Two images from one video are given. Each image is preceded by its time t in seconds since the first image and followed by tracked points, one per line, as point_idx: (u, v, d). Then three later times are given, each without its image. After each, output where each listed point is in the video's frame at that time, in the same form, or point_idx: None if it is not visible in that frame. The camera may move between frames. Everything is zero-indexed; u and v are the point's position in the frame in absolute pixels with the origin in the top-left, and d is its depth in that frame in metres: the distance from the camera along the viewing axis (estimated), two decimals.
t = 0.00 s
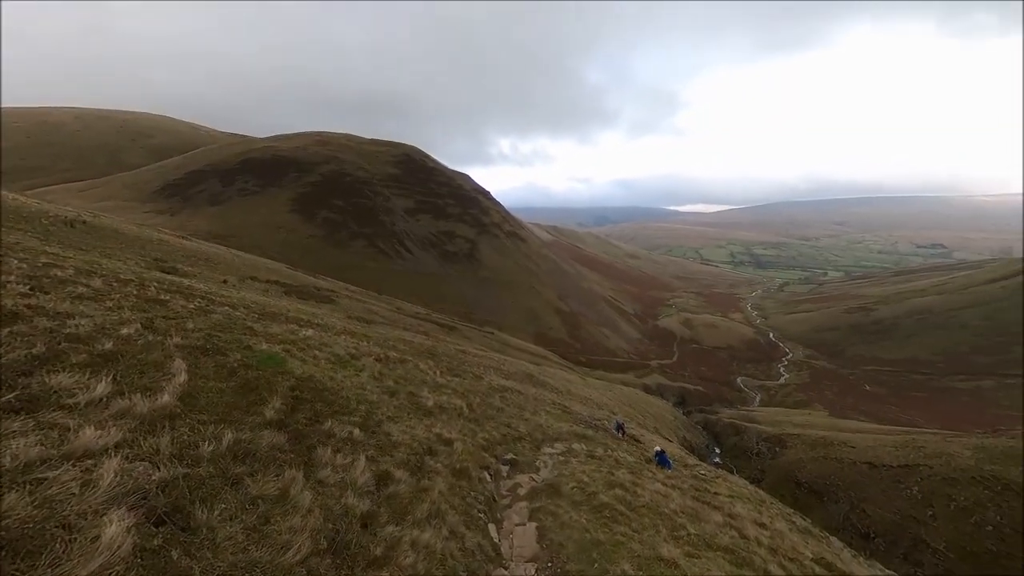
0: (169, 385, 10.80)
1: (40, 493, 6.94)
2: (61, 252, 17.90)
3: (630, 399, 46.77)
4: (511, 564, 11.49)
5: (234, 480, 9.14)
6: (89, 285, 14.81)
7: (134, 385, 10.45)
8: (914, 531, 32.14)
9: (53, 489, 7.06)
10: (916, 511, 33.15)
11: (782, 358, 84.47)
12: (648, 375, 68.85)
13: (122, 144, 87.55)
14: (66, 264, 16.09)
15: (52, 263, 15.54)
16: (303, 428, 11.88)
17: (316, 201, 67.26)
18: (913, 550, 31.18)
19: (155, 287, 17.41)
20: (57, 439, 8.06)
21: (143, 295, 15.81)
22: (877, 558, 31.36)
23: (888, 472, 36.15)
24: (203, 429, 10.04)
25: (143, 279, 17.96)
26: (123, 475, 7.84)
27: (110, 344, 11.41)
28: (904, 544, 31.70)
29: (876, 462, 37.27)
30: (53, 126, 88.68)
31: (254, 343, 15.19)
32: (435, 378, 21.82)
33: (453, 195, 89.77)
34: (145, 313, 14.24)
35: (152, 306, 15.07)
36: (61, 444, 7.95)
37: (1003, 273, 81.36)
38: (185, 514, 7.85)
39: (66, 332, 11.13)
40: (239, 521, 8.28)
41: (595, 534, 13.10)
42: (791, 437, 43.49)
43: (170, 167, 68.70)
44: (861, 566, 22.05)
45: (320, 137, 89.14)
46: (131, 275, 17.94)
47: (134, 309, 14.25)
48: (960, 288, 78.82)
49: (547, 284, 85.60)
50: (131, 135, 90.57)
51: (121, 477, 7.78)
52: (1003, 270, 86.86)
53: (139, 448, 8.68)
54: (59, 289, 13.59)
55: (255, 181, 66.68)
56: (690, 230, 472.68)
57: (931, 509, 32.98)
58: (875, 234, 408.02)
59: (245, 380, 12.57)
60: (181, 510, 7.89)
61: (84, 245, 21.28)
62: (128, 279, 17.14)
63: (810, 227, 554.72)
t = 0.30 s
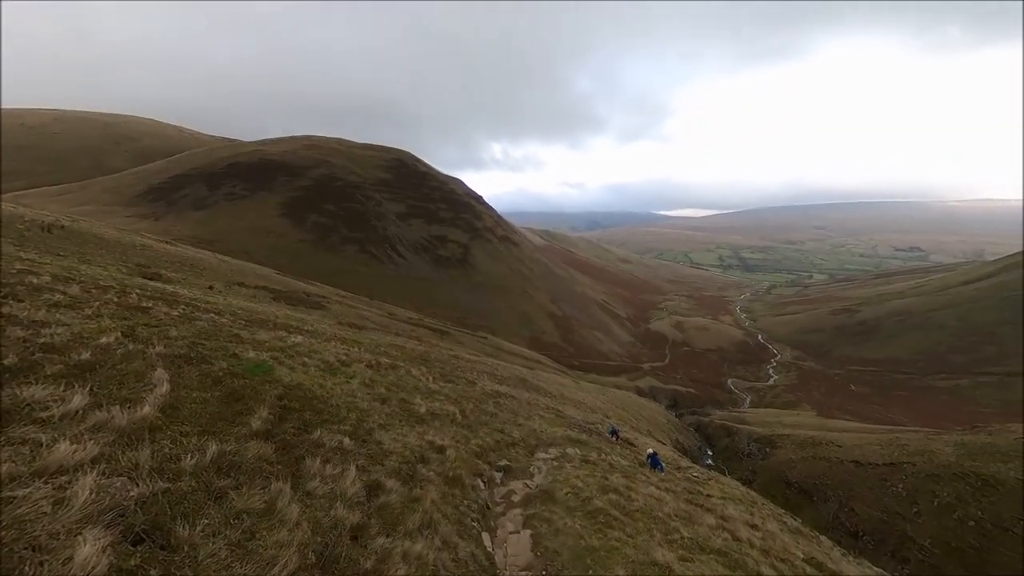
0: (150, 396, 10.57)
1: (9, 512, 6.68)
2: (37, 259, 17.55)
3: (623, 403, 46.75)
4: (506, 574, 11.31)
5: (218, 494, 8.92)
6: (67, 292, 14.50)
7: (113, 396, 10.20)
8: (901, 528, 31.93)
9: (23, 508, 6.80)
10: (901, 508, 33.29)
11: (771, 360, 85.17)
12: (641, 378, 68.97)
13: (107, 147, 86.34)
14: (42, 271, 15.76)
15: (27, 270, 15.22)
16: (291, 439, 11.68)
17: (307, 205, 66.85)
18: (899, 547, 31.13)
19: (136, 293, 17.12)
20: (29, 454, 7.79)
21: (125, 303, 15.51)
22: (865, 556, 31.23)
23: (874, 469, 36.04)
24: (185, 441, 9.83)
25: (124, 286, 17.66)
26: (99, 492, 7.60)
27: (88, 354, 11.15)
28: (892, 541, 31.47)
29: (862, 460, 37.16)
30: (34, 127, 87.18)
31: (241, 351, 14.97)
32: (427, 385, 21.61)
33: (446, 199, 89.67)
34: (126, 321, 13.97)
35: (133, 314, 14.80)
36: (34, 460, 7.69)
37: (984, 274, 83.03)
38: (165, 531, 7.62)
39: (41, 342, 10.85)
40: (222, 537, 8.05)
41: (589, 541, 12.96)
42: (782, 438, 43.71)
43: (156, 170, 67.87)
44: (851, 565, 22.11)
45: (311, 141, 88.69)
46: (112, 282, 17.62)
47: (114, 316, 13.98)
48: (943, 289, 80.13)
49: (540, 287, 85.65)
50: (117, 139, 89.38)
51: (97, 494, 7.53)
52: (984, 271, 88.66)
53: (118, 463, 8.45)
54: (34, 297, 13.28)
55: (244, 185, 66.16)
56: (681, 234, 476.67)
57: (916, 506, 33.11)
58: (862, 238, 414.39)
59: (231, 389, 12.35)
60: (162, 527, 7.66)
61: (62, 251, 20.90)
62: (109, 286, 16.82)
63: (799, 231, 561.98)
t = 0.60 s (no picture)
0: (130, 407, 10.33)
1: None
2: (11, 265, 17.15)
3: (617, 406, 46.72)
4: None
5: (201, 507, 8.71)
6: (43, 299, 14.17)
7: (90, 408, 9.94)
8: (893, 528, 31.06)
9: None
10: (887, 505, 33.02)
11: (761, 361, 85.80)
12: (633, 381, 69.02)
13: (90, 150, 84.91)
14: (16, 278, 15.41)
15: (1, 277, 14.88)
16: (278, 449, 11.48)
17: (296, 209, 66.33)
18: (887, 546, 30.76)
19: (116, 300, 16.79)
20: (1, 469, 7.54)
21: (104, 310, 15.20)
22: (854, 555, 31.09)
23: (860, 467, 35.60)
24: (168, 453, 9.62)
25: (104, 293, 17.31)
26: (74, 508, 7.36)
27: (64, 363, 10.87)
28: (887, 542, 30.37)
29: (849, 459, 36.98)
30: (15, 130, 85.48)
31: (226, 358, 14.73)
32: (420, 391, 21.40)
33: (439, 203, 89.51)
34: (105, 329, 13.68)
35: (113, 321, 14.50)
36: (5, 475, 7.44)
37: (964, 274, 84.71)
38: (145, 548, 7.40)
39: (14, 352, 10.57)
40: (205, 552, 7.83)
41: (583, 546, 12.84)
42: (772, 439, 43.94)
43: (140, 173, 66.88)
44: (841, 564, 22.16)
45: (301, 145, 88.07)
46: (90, 288, 17.28)
47: (93, 324, 13.67)
48: (925, 290, 81.58)
49: (533, 291, 85.60)
50: (100, 142, 87.68)
51: (71, 510, 7.29)
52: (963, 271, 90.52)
53: (94, 477, 8.21)
54: (8, 305, 12.95)
55: (232, 189, 65.47)
56: (671, 237, 480.39)
57: (901, 503, 32.42)
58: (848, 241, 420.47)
59: (215, 399, 12.12)
60: (141, 544, 7.43)
61: (38, 257, 20.48)
62: (87, 292, 16.48)
63: (787, 234, 569.11)
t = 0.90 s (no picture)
0: (110, 418, 10.05)
1: None
2: None
3: (611, 410, 46.67)
4: None
5: (184, 522, 8.48)
6: (16, 306, 13.78)
7: (66, 419, 9.65)
8: (874, 522, 29.27)
9: None
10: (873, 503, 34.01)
11: (749, 363, 86.58)
12: (626, 385, 69.06)
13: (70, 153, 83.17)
14: None
15: None
16: (266, 459, 11.24)
17: (285, 214, 65.67)
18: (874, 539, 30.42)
19: (95, 307, 16.39)
20: None
21: (83, 317, 14.84)
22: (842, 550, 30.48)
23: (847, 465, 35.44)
24: (149, 465, 9.36)
25: (81, 299, 16.89)
26: (48, 524, 7.11)
27: (38, 373, 10.55)
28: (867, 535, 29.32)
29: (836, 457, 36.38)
30: None
31: (212, 366, 14.45)
32: (412, 397, 21.15)
33: (431, 208, 89.26)
34: (83, 337, 13.33)
35: (92, 329, 14.15)
36: None
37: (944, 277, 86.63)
38: (125, 565, 7.16)
39: None
40: (189, 568, 7.58)
41: (580, 552, 12.67)
42: (762, 439, 44.23)
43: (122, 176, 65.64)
44: (833, 562, 22.23)
45: (290, 149, 87.42)
46: (66, 294, 16.84)
47: (69, 332, 13.32)
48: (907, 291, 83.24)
49: (526, 296, 85.49)
50: (80, 144, 85.92)
51: (44, 526, 7.03)
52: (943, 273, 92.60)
53: (70, 492, 7.95)
54: None
55: (219, 192, 64.69)
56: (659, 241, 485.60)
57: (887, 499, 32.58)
58: (833, 243, 426.86)
59: (200, 408, 11.86)
60: (121, 561, 7.20)
61: (12, 263, 19.92)
62: (63, 299, 16.08)
63: (773, 237, 576.34)
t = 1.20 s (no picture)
0: (87, 429, 9.80)
1: None
2: None
3: (604, 413, 46.61)
4: None
5: (165, 536, 8.27)
6: None
7: (41, 432, 9.39)
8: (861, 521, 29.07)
9: None
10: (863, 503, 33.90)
11: (739, 365, 87.24)
12: (618, 388, 69.12)
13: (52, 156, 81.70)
14: None
15: None
16: (251, 469, 11.02)
17: (274, 218, 65.12)
18: (863, 541, 28.15)
19: (72, 314, 16.03)
20: None
21: (59, 325, 14.49)
22: (832, 551, 29.18)
23: (834, 465, 34.86)
24: (128, 478, 9.13)
25: (59, 307, 16.52)
26: (17, 543, 6.87)
27: (11, 384, 10.27)
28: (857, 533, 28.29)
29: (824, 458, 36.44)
30: None
31: (196, 374, 14.19)
32: (403, 403, 20.91)
33: (423, 212, 89.11)
34: (59, 346, 13.02)
35: (69, 338, 13.83)
36: None
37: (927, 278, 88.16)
38: None
39: None
40: None
41: (573, 557, 12.53)
42: (753, 441, 44.38)
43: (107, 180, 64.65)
44: (823, 562, 22.27)
45: (280, 153, 86.72)
46: (43, 302, 16.45)
47: (45, 341, 13.00)
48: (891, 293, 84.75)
49: (518, 300, 85.41)
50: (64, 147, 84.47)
51: (14, 544, 6.80)
52: (925, 274, 94.23)
53: (43, 508, 7.71)
54: None
55: (205, 196, 63.82)
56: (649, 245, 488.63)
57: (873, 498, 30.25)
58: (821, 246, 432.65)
59: (183, 418, 11.63)
60: None
61: None
62: (39, 307, 15.69)
63: (763, 241, 582.34)
